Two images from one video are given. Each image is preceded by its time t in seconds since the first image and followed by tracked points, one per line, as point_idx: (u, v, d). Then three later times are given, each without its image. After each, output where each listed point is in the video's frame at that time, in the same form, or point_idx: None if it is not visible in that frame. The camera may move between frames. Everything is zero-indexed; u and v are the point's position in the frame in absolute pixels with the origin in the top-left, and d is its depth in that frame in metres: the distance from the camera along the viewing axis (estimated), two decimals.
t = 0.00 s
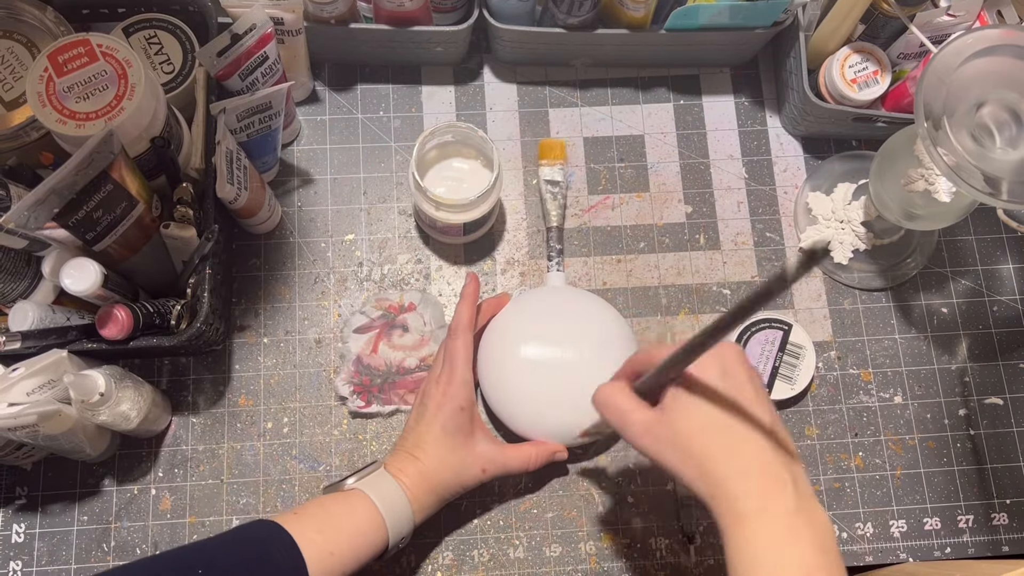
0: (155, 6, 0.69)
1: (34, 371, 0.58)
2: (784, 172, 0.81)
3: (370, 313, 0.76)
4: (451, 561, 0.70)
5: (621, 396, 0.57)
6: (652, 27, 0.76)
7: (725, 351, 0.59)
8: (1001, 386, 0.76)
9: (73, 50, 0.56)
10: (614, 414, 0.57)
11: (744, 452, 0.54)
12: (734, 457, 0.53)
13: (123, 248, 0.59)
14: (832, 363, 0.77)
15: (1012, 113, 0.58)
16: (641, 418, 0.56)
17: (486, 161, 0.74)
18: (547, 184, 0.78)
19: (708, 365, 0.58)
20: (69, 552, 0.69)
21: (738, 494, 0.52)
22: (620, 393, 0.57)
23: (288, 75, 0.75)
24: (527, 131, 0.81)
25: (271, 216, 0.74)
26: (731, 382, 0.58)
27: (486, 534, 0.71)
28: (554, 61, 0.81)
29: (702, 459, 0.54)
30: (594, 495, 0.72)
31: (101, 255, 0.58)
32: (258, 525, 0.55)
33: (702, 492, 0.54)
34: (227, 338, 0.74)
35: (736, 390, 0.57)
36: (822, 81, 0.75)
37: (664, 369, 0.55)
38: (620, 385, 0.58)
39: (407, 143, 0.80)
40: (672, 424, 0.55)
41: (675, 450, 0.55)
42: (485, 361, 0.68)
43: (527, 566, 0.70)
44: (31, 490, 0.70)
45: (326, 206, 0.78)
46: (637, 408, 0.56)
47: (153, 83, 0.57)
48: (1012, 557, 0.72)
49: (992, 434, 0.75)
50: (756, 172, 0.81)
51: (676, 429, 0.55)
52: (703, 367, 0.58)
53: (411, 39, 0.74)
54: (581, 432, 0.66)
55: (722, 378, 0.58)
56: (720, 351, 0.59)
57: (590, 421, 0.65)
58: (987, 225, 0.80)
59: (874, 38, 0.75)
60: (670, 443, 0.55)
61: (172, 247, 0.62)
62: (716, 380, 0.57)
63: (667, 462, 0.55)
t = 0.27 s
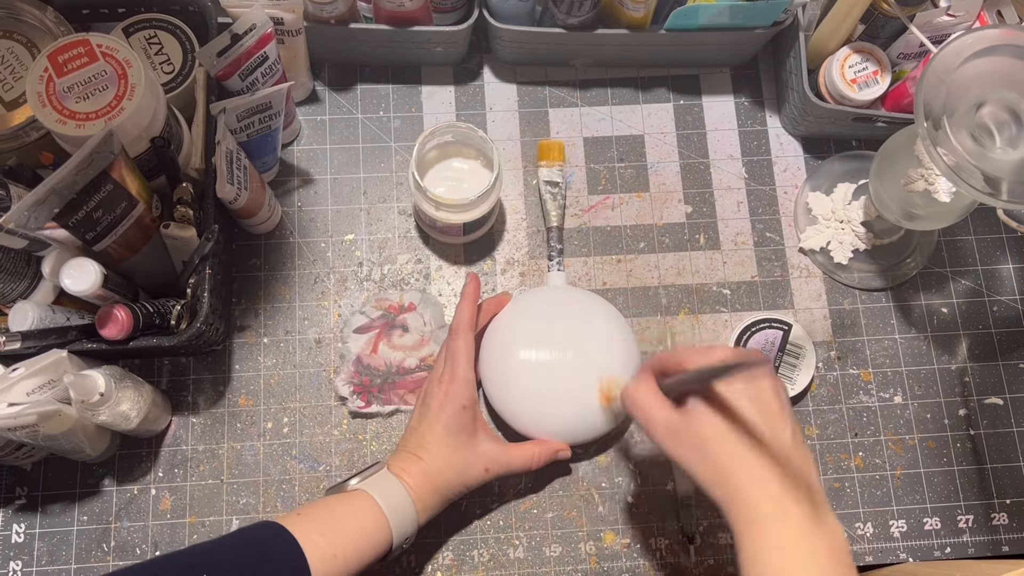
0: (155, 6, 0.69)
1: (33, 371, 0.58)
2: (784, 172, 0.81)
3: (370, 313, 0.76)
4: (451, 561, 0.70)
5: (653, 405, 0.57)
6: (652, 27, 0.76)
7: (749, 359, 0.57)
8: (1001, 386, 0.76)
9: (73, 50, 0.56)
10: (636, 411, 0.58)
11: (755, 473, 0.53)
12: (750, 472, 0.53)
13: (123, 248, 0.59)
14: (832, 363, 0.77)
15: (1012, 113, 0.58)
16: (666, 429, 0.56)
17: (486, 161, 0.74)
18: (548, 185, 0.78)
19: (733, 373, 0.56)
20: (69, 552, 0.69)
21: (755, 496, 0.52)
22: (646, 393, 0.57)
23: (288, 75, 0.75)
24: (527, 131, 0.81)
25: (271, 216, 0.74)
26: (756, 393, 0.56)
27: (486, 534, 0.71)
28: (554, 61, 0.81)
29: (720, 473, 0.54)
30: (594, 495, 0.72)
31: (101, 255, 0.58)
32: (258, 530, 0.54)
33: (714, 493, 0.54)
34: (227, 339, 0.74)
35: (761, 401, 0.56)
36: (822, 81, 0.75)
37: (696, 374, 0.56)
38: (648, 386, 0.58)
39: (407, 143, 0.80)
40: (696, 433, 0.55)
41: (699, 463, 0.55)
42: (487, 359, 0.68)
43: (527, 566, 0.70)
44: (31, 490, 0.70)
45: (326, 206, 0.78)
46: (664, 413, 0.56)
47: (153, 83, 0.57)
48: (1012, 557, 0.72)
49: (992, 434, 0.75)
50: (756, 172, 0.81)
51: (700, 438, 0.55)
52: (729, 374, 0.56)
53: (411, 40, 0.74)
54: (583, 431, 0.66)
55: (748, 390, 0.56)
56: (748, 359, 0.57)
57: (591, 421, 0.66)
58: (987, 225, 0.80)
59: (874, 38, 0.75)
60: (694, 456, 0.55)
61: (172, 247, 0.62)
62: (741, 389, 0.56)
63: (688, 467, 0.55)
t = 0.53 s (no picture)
0: (155, 6, 0.69)
1: (34, 371, 0.58)
2: (784, 172, 0.81)
3: (370, 313, 0.76)
4: (451, 561, 0.70)
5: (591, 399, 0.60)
6: (652, 27, 0.76)
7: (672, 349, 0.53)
8: (1001, 386, 0.76)
9: (73, 50, 0.56)
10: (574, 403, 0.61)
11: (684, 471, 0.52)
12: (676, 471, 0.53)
13: (123, 248, 0.59)
14: (832, 363, 0.77)
15: (1012, 113, 0.58)
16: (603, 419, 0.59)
17: (486, 161, 0.74)
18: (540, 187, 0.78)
19: (658, 360, 0.52)
20: (69, 552, 0.69)
21: (675, 497, 0.53)
22: (580, 385, 0.60)
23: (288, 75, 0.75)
24: (527, 131, 0.81)
25: (271, 216, 0.74)
26: (683, 385, 0.52)
27: (486, 534, 0.71)
28: (553, 61, 0.81)
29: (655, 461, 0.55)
30: (594, 495, 0.72)
31: (101, 255, 0.58)
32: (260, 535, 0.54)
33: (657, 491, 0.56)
34: (227, 338, 0.74)
35: (689, 394, 0.51)
36: (822, 81, 0.75)
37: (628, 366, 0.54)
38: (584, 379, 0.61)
39: (407, 143, 0.80)
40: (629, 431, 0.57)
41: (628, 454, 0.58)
42: (485, 361, 0.68)
43: (527, 566, 0.70)
44: (31, 491, 0.70)
45: (326, 206, 0.78)
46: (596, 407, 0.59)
47: (153, 83, 0.57)
48: (1012, 557, 0.72)
49: (992, 434, 0.75)
50: (756, 172, 0.81)
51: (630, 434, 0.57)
52: (653, 364, 0.52)
53: (411, 39, 0.74)
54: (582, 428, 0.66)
55: (674, 378, 0.52)
56: (671, 346, 0.54)
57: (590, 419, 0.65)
58: (987, 225, 0.80)
59: (874, 38, 0.75)
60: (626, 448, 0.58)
61: (172, 247, 0.62)
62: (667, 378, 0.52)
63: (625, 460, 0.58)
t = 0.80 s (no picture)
0: (155, 6, 0.69)
1: (33, 371, 0.58)
2: (784, 172, 0.81)
3: (370, 313, 0.76)
4: (451, 561, 0.70)
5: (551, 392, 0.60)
6: (652, 27, 0.76)
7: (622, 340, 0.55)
8: (1001, 387, 0.76)
9: (73, 50, 0.56)
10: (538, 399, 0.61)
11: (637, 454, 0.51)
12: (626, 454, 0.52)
13: (123, 248, 0.59)
14: (832, 363, 0.77)
15: (1012, 113, 0.58)
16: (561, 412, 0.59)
17: (486, 161, 0.74)
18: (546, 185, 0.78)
19: (614, 353, 0.54)
20: (69, 553, 0.69)
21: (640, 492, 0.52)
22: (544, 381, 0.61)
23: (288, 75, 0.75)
24: (527, 131, 0.81)
25: (271, 216, 0.74)
26: (636, 380, 0.52)
27: (486, 534, 0.71)
28: (553, 61, 0.81)
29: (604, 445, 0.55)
30: (594, 495, 0.72)
31: (101, 256, 0.58)
32: (265, 529, 0.54)
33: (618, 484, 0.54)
34: (227, 338, 0.74)
35: (640, 385, 0.52)
36: (822, 81, 0.75)
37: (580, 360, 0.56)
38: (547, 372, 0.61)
39: (407, 143, 0.80)
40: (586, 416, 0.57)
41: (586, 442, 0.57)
42: (485, 360, 0.68)
43: (527, 566, 0.70)
44: (31, 491, 0.70)
45: (326, 206, 0.78)
46: (557, 399, 0.59)
47: (153, 83, 0.57)
48: (1012, 557, 0.72)
49: (992, 434, 0.75)
50: (756, 172, 0.81)
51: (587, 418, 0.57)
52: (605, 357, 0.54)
53: (411, 39, 0.74)
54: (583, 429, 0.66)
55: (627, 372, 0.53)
56: (626, 340, 0.55)
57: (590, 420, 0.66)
58: (987, 225, 0.80)
59: (874, 38, 0.75)
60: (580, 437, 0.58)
61: (172, 247, 0.62)
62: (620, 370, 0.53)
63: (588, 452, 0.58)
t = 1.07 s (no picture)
0: (155, 6, 0.69)
1: (34, 371, 0.58)
2: (784, 172, 0.81)
3: (370, 313, 0.76)
4: (451, 561, 0.70)
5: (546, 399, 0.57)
6: (652, 27, 0.76)
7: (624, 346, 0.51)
8: (1001, 387, 0.76)
9: (74, 50, 0.56)
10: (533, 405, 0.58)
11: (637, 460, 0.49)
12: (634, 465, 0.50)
13: (123, 249, 0.59)
14: (832, 363, 0.77)
15: (1013, 113, 0.58)
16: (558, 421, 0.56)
17: (486, 161, 0.74)
18: (541, 184, 0.78)
19: (612, 358, 0.50)
20: (69, 553, 0.69)
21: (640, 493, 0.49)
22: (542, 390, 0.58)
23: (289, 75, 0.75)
24: (527, 131, 0.81)
25: (271, 216, 0.74)
26: (638, 380, 0.49)
27: (486, 534, 0.71)
28: (554, 61, 0.81)
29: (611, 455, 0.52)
30: (594, 495, 0.72)
31: (101, 256, 0.58)
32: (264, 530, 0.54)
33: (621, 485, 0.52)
34: (227, 338, 0.74)
35: (641, 387, 0.49)
36: (822, 81, 0.75)
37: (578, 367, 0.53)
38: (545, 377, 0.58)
39: (407, 143, 0.80)
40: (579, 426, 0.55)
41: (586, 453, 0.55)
42: (484, 361, 0.68)
43: (527, 566, 0.70)
44: (31, 491, 0.70)
45: (326, 206, 0.78)
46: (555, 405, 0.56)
47: (153, 83, 0.57)
48: (1012, 557, 0.72)
49: (992, 434, 0.75)
50: (756, 172, 0.81)
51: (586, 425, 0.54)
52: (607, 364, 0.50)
53: (411, 39, 0.74)
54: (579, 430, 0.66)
55: (626, 374, 0.49)
56: (626, 343, 0.52)
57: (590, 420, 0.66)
58: (987, 225, 0.80)
59: (874, 38, 0.75)
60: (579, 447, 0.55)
61: (172, 247, 0.62)
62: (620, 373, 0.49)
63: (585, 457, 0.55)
